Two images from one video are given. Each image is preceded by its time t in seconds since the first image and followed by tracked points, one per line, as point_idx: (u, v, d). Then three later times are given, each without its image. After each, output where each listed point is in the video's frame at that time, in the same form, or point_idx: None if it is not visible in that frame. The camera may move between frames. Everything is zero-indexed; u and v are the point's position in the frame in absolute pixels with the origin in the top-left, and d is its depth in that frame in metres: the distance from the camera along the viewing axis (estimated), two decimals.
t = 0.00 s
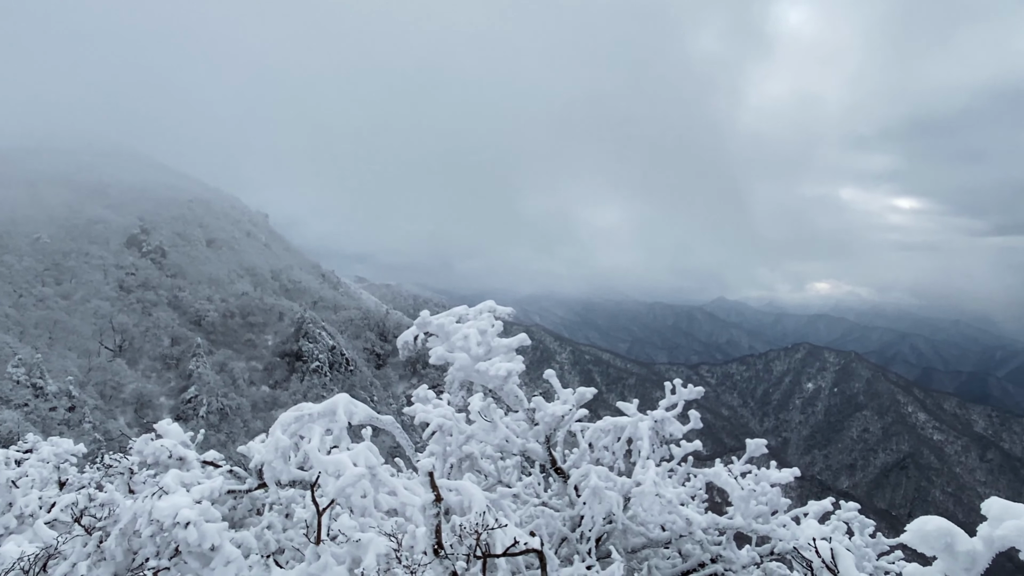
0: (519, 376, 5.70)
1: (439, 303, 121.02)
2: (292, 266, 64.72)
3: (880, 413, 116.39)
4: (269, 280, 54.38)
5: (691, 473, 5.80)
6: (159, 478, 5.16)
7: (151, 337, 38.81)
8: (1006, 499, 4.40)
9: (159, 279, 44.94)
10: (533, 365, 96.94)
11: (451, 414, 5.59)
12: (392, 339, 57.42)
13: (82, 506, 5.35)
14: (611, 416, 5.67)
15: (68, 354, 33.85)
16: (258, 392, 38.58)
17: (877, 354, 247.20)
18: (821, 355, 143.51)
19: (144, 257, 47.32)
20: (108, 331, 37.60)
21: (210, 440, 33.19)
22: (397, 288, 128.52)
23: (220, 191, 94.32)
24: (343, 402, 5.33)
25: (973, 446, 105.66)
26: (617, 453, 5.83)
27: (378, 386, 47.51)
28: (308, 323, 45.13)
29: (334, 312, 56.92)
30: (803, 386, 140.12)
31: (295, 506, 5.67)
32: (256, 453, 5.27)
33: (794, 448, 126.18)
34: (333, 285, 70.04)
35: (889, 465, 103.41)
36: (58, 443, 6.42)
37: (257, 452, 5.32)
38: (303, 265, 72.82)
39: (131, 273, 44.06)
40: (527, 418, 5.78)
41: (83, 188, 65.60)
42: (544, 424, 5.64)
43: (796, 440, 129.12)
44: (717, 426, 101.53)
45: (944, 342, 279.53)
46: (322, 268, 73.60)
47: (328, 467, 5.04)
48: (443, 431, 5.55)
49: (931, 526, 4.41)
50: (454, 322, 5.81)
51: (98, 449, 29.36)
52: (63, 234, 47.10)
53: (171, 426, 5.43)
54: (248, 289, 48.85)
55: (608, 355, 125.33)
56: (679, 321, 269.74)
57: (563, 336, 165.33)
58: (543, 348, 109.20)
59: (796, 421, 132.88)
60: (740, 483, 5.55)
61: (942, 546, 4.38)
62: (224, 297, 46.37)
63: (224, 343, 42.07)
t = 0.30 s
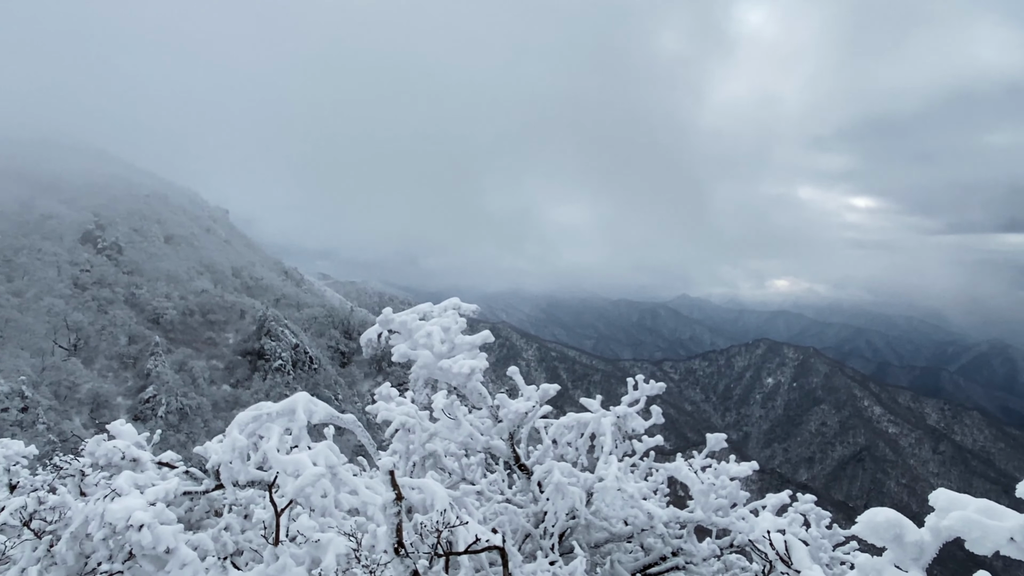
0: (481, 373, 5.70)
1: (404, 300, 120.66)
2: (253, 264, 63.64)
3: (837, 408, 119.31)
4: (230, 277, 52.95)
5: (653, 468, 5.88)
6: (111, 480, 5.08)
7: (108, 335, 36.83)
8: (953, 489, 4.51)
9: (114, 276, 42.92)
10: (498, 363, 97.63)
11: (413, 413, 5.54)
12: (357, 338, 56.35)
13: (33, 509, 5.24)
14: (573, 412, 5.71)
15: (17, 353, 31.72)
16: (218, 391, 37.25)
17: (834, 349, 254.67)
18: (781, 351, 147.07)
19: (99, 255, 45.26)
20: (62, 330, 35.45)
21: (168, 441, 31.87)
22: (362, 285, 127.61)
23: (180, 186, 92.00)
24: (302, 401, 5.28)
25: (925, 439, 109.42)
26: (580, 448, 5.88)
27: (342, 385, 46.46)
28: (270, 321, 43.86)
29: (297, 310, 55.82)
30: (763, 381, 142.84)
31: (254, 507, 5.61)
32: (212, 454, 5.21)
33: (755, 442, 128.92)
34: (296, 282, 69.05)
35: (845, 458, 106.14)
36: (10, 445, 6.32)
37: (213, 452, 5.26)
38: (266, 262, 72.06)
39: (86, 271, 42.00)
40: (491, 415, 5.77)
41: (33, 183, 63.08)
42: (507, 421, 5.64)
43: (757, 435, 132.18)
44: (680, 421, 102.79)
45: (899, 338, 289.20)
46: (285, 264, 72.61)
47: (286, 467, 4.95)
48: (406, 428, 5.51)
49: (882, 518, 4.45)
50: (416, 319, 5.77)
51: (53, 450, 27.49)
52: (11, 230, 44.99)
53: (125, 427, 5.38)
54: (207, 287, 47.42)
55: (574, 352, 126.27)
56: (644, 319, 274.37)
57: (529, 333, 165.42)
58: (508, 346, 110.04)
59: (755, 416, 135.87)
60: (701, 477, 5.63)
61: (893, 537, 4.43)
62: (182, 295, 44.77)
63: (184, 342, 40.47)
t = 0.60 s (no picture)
0: (446, 370, 5.67)
1: (369, 296, 119.66)
2: (213, 261, 62.09)
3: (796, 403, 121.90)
4: (189, 275, 50.73)
5: (616, 463, 5.94)
6: (62, 483, 4.98)
7: (64, 334, 33.09)
8: (900, 482, 4.59)
9: (69, 274, 39.25)
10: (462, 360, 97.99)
11: (376, 412, 5.50)
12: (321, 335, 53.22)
13: None
14: (538, 409, 5.73)
15: None
16: (178, 392, 34.13)
17: (794, 346, 261.24)
18: (742, 347, 149.93)
19: (54, 253, 41.73)
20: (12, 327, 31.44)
21: (126, 443, 28.58)
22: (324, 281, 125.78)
23: (135, 181, 89.10)
24: (261, 400, 5.21)
25: (881, 432, 112.43)
26: (544, 444, 5.91)
27: (307, 384, 42.56)
28: (232, 318, 40.95)
29: (261, 307, 53.28)
30: (725, 376, 145.25)
31: (212, 509, 5.55)
32: (170, 456, 5.12)
33: (717, 437, 131.04)
34: (258, 280, 67.74)
35: (804, 451, 108.86)
36: None
37: (170, 454, 5.18)
38: (225, 258, 70.39)
39: (40, 268, 38.34)
40: (456, 412, 5.74)
41: None
42: (472, 418, 5.63)
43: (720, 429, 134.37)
44: (646, 416, 103.65)
45: (857, 334, 297.97)
46: (246, 261, 71.26)
47: (245, 468, 4.84)
48: (368, 427, 5.47)
49: (836, 510, 4.45)
50: (379, 318, 5.72)
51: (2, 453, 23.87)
52: None
53: (77, 429, 5.28)
54: (167, 285, 44.70)
55: (541, 349, 126.58)
56: (609, 315, 277.85)
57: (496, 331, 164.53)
58: (473, 343, 110.02)
59: (717, 411, 138.22)
60: (661, 471, 5.72)
61: (845, 527, 4.44)
62: (141, 293, 41.92)
63: (141, 341, 37.36)
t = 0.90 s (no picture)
0: (411, 370, 5.65)
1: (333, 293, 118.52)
2: (175, 259, 61.17)
3: (760, 398, 124.08)
4: (149, 273, 49.80)
5: (581, 459, 6.00)
6: (13, 486, 4.85)
7: (17, 334, 32.10)
8: (855, 475, 4.60)
9: (23, 271, 37.95)
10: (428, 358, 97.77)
11: (342, 411, 5.46)
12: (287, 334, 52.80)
13: None
14: (504, 407, 5.74)
15: None
16: (139, 392, 33.41)
17: (757, 341, 266.28)
18: (707, 344, 152.11)
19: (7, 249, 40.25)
20: None
21: (82, 444, 27.77)
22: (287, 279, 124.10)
23: (91, 175, 86.41)
24: (221, 401, 5.13)
25: (841, 426, 115.25)
26: (510, 442, 5.93)
27: (272, 382, 42.01)
28: (194, 316, 40.60)
29: (224, 306, 52.57)
30: (690, 372, 146.85)
31: (172, 510, 5.47)
32: (126, 458, 5.03)
33: (682, 432, 131.49)
34: (222, 278, 66.76)
35: (766, 446, 111.15)
36: None
37: (127, 455, 5.08)
38: (186, 256, 68.89)
39: None
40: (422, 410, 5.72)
41: None
42: (436, 416, 5.62)
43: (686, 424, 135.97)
44: (612, 412, 104.46)
45: (816, 329, 305.71)
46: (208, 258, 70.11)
47: (204, 469, 4.75)
48: (333, 426, 5.43)
49: (791, 504, 4.41)
50: (343, 316, 5.66)
51: None
52: None
53: (30, 431, 5.15)
54: (127, 284, 43.72)
55: (510, 346, 126.61)
56: (577, 312, 280.17)
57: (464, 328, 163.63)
58: (442, 340, 109.67)
59: (683, 406, 139.06)
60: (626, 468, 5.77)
61: (801, 522, 4.39)
62: (99, 291, 40.92)
63: (99, 341, 36.53)
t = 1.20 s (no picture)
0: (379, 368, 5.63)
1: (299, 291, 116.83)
2: (136, 257, 59.87)
3: (725, 394, 125.96)
4: (110, 272, 48.81)
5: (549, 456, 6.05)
6: None
7: None
8: (813, 469, 4.66)
9: None
10: (396, 356, 97.19)
11: (308, 410, 5.41)
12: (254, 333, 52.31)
13: None
14: (472, 405, 5.75)
15: None
16: (100, 392, 32.71)
17: (722, 338, 270.69)
18: (675, 341, 153.94)
19: None
20: None
21: (41, 446, 27.03)
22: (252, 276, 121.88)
23: (44, 170, 83.59)
24: (182, 401, 5.05)
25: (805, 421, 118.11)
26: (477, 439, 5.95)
27: (237, 381, 41.67)
28: (157, 316, 40.15)
29: (189, 304, 51.70)
30: (658, 369, 148.20)
31: (131, 512, 5.37)
32: (83, 459, 4.93)
33: (650, 428, 131.63)
34: (185, 277, 65.51)
35: (732, 441, 113.09)
36: None
37: (85, 457, 4.98)
38: (147, 253, 67.26)
39: None
40: (389, 409, 5.70)
41: None
42: (404, 415, 5.60)
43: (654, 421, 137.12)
44: (582, 409, 104.92)
45: (778, 325, 312.63)
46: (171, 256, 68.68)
47: (163, 471, 4.65)
48: (299, 426, 5.37)
49: (751, 498, 4.44)
50: (309, 315, 5.61)
51: None
52: None
53: None
54: (86, 281, 42.68)
55: (480, 344, 126.16)
56: (546, 310, 281.40)
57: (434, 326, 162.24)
58: (412, 338, 108.94)
59: (651, 403, 139.57)
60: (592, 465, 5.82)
61: (760, 517, 4.43)
62: (58, 289, 39.81)
63: (58, 340, 35.63)
